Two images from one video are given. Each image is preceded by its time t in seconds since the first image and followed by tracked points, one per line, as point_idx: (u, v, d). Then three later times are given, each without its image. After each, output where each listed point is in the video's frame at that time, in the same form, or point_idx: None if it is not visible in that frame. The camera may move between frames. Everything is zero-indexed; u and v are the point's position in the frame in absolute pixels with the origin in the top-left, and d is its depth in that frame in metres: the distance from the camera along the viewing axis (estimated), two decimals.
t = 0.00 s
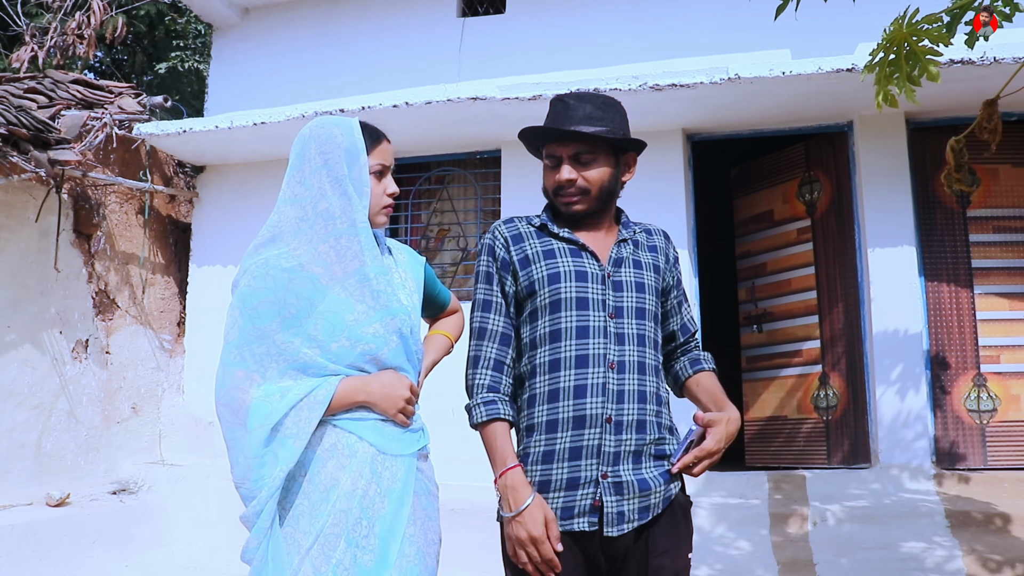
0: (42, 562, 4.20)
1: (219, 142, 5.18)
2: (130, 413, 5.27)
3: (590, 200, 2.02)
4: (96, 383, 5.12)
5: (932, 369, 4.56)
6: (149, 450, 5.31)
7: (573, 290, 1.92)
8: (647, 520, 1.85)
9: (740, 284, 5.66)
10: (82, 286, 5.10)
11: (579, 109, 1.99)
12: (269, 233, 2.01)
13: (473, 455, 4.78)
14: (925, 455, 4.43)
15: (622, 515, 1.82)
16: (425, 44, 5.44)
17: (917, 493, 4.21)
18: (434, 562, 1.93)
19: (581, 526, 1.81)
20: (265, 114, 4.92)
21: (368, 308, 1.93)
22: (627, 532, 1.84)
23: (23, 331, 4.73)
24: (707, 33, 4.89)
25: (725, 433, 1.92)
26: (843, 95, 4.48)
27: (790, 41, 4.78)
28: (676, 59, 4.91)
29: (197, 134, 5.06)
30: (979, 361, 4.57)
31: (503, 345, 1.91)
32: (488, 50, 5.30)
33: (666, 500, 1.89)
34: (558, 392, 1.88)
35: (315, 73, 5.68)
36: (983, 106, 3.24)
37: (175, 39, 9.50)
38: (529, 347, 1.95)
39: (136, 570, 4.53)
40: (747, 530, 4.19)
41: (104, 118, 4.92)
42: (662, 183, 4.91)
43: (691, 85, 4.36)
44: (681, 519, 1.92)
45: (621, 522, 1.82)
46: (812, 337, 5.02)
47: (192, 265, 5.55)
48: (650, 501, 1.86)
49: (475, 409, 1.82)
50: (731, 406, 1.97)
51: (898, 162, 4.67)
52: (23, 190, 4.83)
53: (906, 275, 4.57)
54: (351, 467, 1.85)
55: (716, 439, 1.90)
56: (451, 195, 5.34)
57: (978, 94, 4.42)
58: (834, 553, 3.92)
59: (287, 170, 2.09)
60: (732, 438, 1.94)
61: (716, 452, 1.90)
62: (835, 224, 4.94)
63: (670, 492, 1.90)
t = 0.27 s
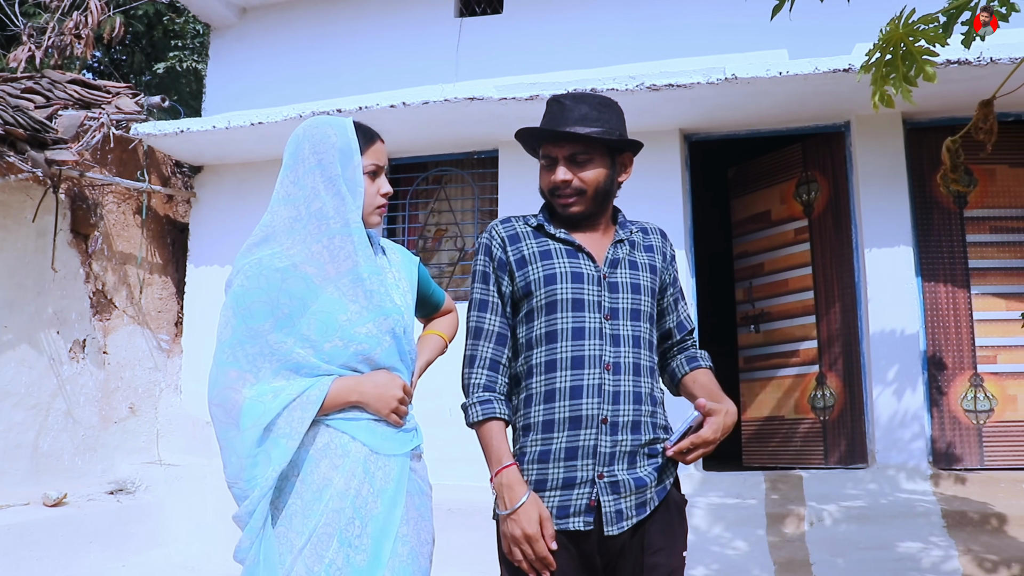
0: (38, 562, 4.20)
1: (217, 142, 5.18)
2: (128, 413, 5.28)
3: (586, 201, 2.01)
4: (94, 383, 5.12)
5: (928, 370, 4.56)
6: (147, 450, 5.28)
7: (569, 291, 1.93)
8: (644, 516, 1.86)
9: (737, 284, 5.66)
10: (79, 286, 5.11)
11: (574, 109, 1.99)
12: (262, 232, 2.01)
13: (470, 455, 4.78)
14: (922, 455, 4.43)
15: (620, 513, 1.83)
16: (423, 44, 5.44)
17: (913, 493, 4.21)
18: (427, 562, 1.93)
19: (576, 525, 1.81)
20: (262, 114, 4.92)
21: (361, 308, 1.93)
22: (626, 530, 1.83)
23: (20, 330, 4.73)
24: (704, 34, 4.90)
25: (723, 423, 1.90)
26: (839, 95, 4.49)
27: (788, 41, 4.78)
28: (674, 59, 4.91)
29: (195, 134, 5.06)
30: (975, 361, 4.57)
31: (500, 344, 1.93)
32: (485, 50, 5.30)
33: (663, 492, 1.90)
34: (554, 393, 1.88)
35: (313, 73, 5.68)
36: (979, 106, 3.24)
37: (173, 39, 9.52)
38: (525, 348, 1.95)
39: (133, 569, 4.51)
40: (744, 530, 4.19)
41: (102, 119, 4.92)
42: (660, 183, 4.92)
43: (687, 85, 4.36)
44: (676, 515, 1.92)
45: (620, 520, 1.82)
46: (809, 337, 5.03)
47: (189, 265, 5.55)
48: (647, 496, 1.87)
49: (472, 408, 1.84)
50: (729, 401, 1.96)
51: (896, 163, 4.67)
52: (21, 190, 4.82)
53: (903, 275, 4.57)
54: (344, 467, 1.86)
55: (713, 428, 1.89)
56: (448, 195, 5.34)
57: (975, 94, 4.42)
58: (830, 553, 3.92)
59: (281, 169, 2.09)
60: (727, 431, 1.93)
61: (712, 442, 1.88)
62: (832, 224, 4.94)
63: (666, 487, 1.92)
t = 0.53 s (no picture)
0: (34, 561, 4.19)
1: (213, 142, 5.18)
2: (124, 412, 5.27)
3: (582, 200, 2.02)
4: (90, 383, 5.12)
5: (924, 369, 4.56)
6: (143, 449, 5.33)
7: (565, 290, 1.93)
8: (638, 518, 1.86)
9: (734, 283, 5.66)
10: (75, 286, 5.10)
11: (572, 108, 1.99)
12: (251, 230, 2.01)
13: (466, 454, 4.78)
14: (917, 454, 4.42)
15: (614, 512, 1.82)
16: (419, 43, 5.44)
17: (908, 492, 4.21)
18: (416, 560, 1.94)
19: (573, 523, 1.80)
20: (258, 113, 4.93)
21: (350, 306, 1.93)
22: (620, 530, 1.83)
23: (16, 330, 4.72)
24: (700, 33, 4.90)
25: (713, 415, 1.91)
26: (834, 95, 4.49)
27: (783, 40, 4.78)
28: (670, 58, 4.91)
29: (191, 133, 5.06)
30: (971, 360, 4.57)
31: (497, 341, 1.93)
32: (481, 50, 5.30)
33: (659, 498, 1.89)
34: (551, 391, 1.88)
35: (309, 72, 5.68)
36: (972, 105, 3.24)
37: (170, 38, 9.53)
38: (521, 346, 1.95)
39: (130, 568, 4.57)
40: (739, 529, 4.19)
41: (97, 118, 4.92)
42: (656, 182, 4.92)
43: (683, 85, 4.37)
44: (671, 515, 1.93)
45: (614, 519, 1.82)
46: (805, 336, 5.03)
47: (186, 265, 5.55)
48: (642, 499, 1.86)
49: (469, 405, 1.84)
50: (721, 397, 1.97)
51: (891, 161, 4.67)
52: (16, 190, 4.80)
53: (899, 274, 4.57)
54: (333, 465, 1.86)
55: (702, 417, 1.89)
56: (445, 195, 5.34)
57: (970, 94, 4.43)
58: (825, 552, 3.92)
59: (271, 168, 2.09)
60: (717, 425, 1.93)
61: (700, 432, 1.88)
62: (828, 223, 4.94)
63: (662, 488, 1.90)
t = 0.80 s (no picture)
0: (26, 561, 4.18)
1: (207, 142, 5.18)
2: (118, 412, 5.27)
3: (577, 201, 2.01)
4: (84, 382, 5.12)
5: (919, 368, 4.56)
6: (138, 449, 5.33)
7: (560, 290, 1.92)
8: (633, 522, 1.84)
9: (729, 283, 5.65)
10: (70, 286, 5.10)
11: (567, 109, 1.99)
12: (236, 230, 2.00)
13: (460, 454, 4.78)
14: (912, 454, 4.42)
15: (610, 514, 1.82)
16: (414, 43, 5.44)
17: (903, 493, 4.21)
18: (403, 561, 1.93)
19: (570, 524, 1.80)
20: (253, 113, 4.93)
21: (335, 306, 1.93)
22: (616, 532, 1.83)
23: (10, 329, 4.72)
24: (694, 33, 4.89)
25: (705, 416, 1.89)
26: (829, 95, 4.48)
27: (778, 40, 4.78)
28: (664, 58, 4.91)
29: (185, 133, 5.05)
30: (966, 360, 4.56)
31: (495, 341, 1.91)
32: (476, 50, 5.30)
33: (653, 503, 1.87)
34: (548, 391, 1.87)
35: (304, 72, 5.68)
36: (965, 105, 3.24)
37: (167, 38, 9.55)
38: (518, 346, 1.94)
39: (123, 568, 4.53)
40: (733, 530, 4.18)
41: (92, 118, 4.92)
42: (651, 182, 4.91)
43: (677, 84, 4.36)
44: (668, 516, 1.91)
45: (609, 521, 1.81)
46: (800, 336, 5.03)
47: (181, 264, 5.55)
48: (637, 502, 1.85)
49: (468, 405, 1.83)
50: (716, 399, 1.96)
51: (886, 161, 4.67)
52: (10, 190, 4.81)
53: (894, 274, 4.56)
54: (318, 465, 1.86)
55: (695, 417, 1.88)
56: (439, 195, 5.34)
57: (964, 94, 4.42)
58: (819, 552, 3.90)
59: (257, 167, 2.08)
60: (710, 426, 1.92)
61: (693, 432, 1.87)
62: (823, 224, 4.94)
63: (657, 493, 1.89)
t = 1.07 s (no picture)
0: (21, 562, 4.17)
1: (204, 142, 5.17)
2: (115, 413, 5.27)
3: (580, 204, 2.00)
4: (81, 383, 5.12)
5: (916, 367, 4.56)
6: (135, 450, 5.31)
7: (566, 293, 1.91)
8: (638, 524, 1.83)
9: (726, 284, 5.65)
10: (66, 286, 5.10)
11: (571, 112, 1.98)
12: (226, 230, 2.00)
13: (456, 455, 4.78)
14: (909, 455, 4.41)
15: (615, 516, 1.81)
16: (411, 43, 5.43)
17: (900, 494, 4.20)
18: (394, 562, 1.93)
19: (574, 524, 1.79)
20: (249, 114, 4.93)
21: (326, 308, 1.93)
22: (620, 533, 1.81)
23: (6, 330, 4.72)
24: (692, 33, 4.89)
25: (718, 424, 1.92)
26: (825, 95, 4.48)
27: (775, 40, 4.77)
28: (662, 58, 4.90)
29: (182, 134, 5.05)
30: (963, 360, 4.56)
31: (501, 343, 1.91)
32: (473, 50, 5.29)
33: (659, 505, 1.87)
34: (554, 393, 1.86)
35: (301, 72, 5.67)
36: (960, 105, 3.23)
37: (165, 39, 9.57)
38: (524, 348, 1.93)
39: (119, 569, 4.47)
40: (730, 531, 4.17)
41: (88, 118, 4.91)
42: (648, 183, 4.91)
43: (673, 85, 4.35)
44: (673, 519, 1.91)
45: (614, 522, 1.80)
46: (797, 337, 5.02)
47: (178, 265, 5.54)
48: (642, 504, 1.84)
49: (474, 407, 1.83)
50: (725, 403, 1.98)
51: (884, 161, 4.66)
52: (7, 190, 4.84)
53: (890, 274, 4.56)
54: (308, 467, 1.85)
55: (707, 427, 1.90)
56: (436, 195, 5.34)
57: (960, 94, 4.42)
58: (816, 553, 3.89)
59: (249, 168, 2.08)
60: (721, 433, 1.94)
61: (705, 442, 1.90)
62: (820, 224, 4.93)
63: (663, 495, 1.88)
